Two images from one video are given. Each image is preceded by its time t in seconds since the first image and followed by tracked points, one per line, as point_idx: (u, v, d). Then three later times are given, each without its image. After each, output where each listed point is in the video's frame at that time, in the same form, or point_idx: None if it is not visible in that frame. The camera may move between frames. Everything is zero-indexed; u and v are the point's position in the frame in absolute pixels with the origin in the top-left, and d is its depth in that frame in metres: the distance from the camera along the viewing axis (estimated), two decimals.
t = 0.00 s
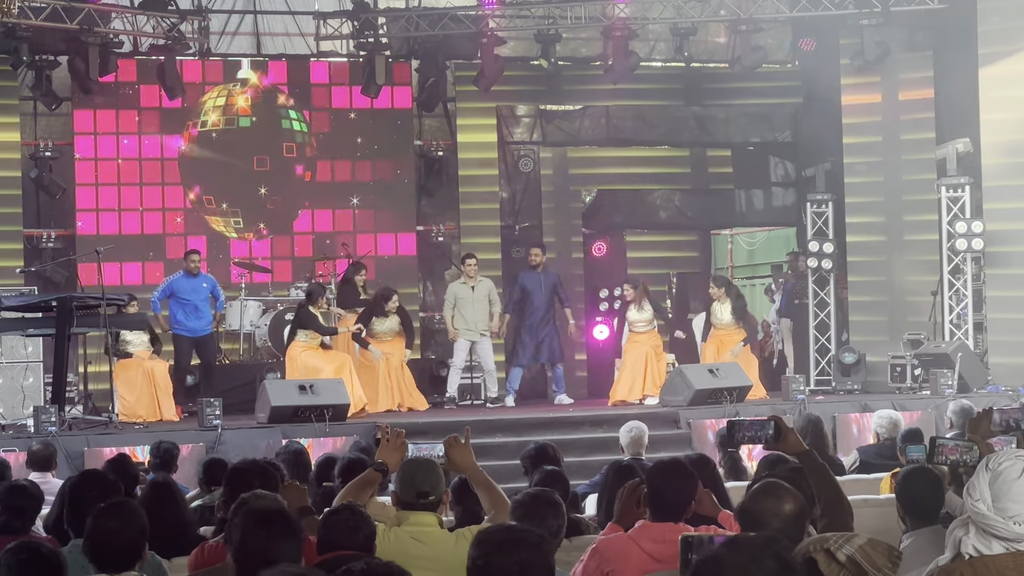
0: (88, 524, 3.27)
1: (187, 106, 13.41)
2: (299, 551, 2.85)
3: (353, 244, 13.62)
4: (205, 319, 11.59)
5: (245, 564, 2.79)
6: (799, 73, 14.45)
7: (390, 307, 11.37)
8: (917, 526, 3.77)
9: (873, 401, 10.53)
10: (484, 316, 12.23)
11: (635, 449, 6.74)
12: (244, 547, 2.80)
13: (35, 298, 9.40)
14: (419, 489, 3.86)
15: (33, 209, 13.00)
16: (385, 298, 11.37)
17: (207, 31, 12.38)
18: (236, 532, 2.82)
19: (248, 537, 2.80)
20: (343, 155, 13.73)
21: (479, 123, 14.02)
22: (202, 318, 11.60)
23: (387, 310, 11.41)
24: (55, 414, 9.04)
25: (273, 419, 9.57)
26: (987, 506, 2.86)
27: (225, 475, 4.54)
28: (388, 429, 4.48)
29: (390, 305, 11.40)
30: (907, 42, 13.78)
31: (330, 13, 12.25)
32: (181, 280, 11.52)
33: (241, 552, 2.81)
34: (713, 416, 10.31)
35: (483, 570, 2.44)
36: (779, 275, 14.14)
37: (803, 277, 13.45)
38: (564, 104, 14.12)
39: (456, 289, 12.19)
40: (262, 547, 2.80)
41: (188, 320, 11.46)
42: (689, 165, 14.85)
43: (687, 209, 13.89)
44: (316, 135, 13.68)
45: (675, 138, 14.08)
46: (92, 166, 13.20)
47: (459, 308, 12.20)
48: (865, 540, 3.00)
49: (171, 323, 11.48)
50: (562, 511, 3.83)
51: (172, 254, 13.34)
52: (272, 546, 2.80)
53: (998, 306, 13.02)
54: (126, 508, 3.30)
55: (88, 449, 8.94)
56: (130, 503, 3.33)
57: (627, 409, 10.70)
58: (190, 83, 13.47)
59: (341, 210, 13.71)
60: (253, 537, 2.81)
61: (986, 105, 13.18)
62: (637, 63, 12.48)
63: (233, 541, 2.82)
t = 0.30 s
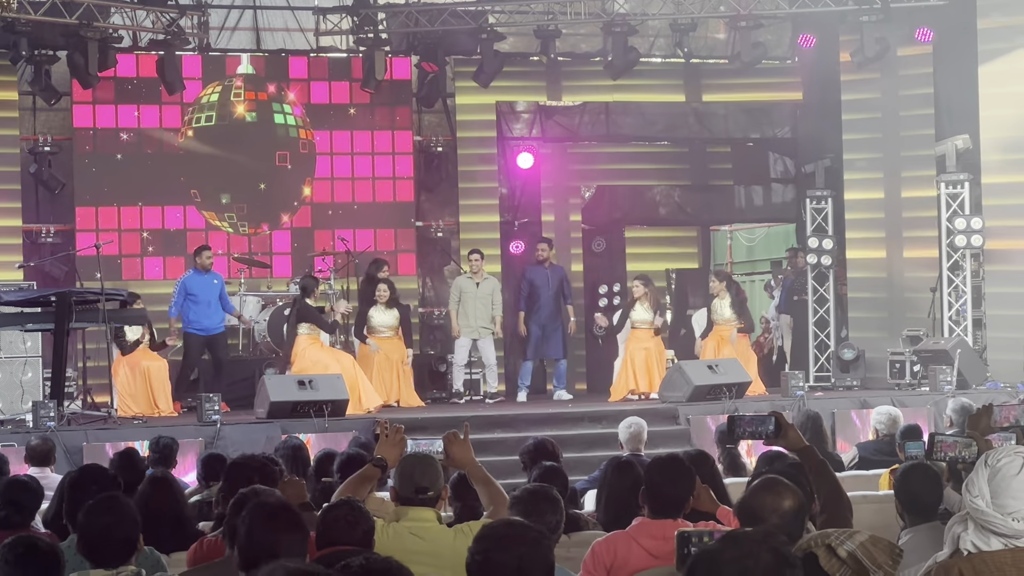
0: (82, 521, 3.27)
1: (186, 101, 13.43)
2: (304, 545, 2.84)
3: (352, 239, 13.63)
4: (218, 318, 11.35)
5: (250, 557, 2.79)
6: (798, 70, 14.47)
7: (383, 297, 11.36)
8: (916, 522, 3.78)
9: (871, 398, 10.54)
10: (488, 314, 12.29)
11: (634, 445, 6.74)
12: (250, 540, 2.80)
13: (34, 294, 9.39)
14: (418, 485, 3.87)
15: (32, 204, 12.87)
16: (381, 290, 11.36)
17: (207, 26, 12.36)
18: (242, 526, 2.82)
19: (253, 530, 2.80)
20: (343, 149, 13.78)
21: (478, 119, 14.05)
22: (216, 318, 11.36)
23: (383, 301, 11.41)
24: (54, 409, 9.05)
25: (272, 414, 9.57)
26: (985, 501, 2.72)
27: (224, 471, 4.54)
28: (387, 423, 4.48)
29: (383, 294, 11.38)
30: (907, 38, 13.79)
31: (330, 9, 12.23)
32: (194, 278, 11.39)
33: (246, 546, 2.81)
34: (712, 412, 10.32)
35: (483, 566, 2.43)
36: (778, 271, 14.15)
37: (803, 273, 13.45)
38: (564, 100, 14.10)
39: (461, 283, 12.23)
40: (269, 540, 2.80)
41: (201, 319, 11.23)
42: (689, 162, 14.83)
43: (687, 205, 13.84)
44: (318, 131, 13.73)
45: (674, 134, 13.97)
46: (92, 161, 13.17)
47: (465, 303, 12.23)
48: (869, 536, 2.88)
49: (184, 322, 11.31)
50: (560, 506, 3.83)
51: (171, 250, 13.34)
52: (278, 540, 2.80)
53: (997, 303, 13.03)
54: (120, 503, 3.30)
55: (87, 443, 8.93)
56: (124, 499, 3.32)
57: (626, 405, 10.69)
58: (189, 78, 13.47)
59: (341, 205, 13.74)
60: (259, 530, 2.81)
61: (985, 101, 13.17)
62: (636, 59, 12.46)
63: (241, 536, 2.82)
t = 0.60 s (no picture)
0: (81, 518, 3.27)
1: (187, 99, 13.37)
2: (307, 543, 2.86)
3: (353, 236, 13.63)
4: (226, 310, 11.41)
5: (254, 554, 2.79)
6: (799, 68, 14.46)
7: (383, 294, 11.50)
8: (917, 519, 3.78)
9: (872, 395, 10.55)
10: (480, 310, 12.22)
11: (635, 442, 6.75)
12: (255, 537, 2.80)
13: (35, 290, 9.39)
14: (419, 481, 3.86)
15: (32, 201, 13.13)
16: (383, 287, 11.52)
17: (208, 23, 12.36)
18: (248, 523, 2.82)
19: (258, 528, 2.81)
20: (345, 147, 13.78)
21: (479, 116, 14.04)
22: (224, 310, 11.42)
23: (383, 297, 11.53)
24: (55, 405, 9.05)
25: (273, 411, 9.56)
26: (986, 499, 2.67)
27: (225, 467, 4.55)
28: (388, 420, 4.47)
29: (383, 291, 11.54)
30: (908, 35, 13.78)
31: (331, 6, 12.23)
32: (201, 271, 11.45)
33: (251, 543, 2.81)
34: (713, 410, 10.32)
35: (484, 561, 2.44)
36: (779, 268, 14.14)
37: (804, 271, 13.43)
38: (565, 97, 14.10)
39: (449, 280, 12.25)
40: (272, 538, 2.80)
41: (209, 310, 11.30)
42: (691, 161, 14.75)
43: (689, 202, 13.80)
44: (320, 128, 13.74)
45: (674, 131, 14.03)
46: (94, 157, 13.15)
47: (455, 300, 12.18)
48: (875, 536, 2.91)
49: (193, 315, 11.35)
50: (561, 503, 3.82)
51: (172, 247, 13.35)
52: (282, 538, 2.81)
53: (998, 300, 13.03)
54: (120, 500, 3.30)
55: (88, 440, 8.94)
56: (124, 495, 3.32)
57: (627, 402, 10.70)
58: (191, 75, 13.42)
59: (341, 202, 13.70)
60: (263, 527, 2.81)
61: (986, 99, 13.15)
62: (638, 56, 12.45)
63: (245, 533, 2.82)
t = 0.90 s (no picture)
0: (85, 515, 3.28)
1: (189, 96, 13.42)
2: (313, 541, 2.86)
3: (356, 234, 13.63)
4: (229, 312, 11.43)
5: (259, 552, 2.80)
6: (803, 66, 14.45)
7: (384, 291, 11.44)
8: (921, 518, 3.81)
9: (875, 394, 10.55)
10: (474, 305, 12.25)
11: (638, 440, 6.75)
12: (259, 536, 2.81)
13: (38, 288, 9.41)
14: (423, 479, 3.88)
15: (36, 198, 13.13)
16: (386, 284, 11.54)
17: (211, 21, 12.35)
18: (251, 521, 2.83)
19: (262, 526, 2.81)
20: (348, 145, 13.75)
21: (483, 114, 14.00)
22: (226, 311, 11.43)
23: (384, 296, 11.48)
24: (59, 403, 9.06)
25: (276, 408, 9.57)
26: (990, 497, 2.66)
27: (230, 467, 4.57)
28: (392, 419, 4.49)
29: (383, 288, 11.46)
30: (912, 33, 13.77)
31: (334, 4, 12.24)
32: (204, 272, 11.45)
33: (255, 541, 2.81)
34: (715, 408, 10.32)
35: (488, 560, 2.44)
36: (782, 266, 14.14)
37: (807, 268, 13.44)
38: (568, 95, 14.09)
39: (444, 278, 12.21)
40: (276, 536, 2.81)
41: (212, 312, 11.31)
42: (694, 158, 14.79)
43: (692, 201, 13.76)
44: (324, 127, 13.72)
45: (678, 130, 13.98)
46: (98, 156, 13.22)
47: (448, 298, 12.23)
48: (884, 537, 2.87)
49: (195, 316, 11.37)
50: (565, 501, 3.83)
51: (175, 245, 13.39)
52: (287, 536, 2.81)
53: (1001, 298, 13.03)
54: (124, 497, 3.31)
55: (91, 438, 8.95)
56: (128, 492, 3.33)
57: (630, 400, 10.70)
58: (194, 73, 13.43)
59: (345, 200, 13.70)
60: (267, 526, 2.82)
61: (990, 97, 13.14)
62: (641, 55, 12.44)
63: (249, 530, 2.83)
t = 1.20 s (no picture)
0: (92, 514, 3.29)
1: (196, 95, 13.44)
2: (320, 540, 2.87)
3: (362, 233, 13.66)
4: (227, 312, 11.42)
5: (269, 550, 2.80)
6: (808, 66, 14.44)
7: (388, 290, 11.56)
8: (925, 518, 3.83)
9: (880, 394, 10.55)
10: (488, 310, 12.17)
11: (643, 440, 6.75)
12: (268, 533, 2.81)
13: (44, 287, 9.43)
14: (428, 479, 3.88)
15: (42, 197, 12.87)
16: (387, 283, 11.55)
17: (217, 20, 12.35)
18: (260, 519, 2.83)
19: (271, 525, 2.81)
20: (354, 143, 13.83)
21: (488, 114, 14.02)
22: (224, 311, 11.42)
23: (389, 295, 11.59)
24: (64, 402, 9.07)
25: (282, 407, 9.59)
26: (997, 497, 2.67)
27: (234, 465, 4.57)
28: (398, 417, 4.48)
29: (388, 288, 11.58)
30: (918, 33, 13.75)
31: (340, 3, 12.24)
32: (205, 273, 11.48)
33: (263, 539, 2.82)
34: (720, 408, 10.31)
35: (495, 559, 2.44)
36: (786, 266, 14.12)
37: (813, 268, 13.43)
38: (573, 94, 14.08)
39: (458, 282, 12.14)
40: (286, 535, 2.81)
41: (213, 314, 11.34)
42: (699, 157, 14.80)
43: (697, 200, 13.76)
44: (328, 124, 13.81)
45: (683, 129, 13.93)
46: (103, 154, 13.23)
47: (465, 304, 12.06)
48: (895, 538, 2.88)
49: (195, 317, 11.38)
50: (570, 501, 3.84)
51: (181, 245, 13.38)
52: (297, 535, 2.82)
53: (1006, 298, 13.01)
54: (131, 496, 3.32)
55: (96, 437, 8.97)
56: (135, 492, 3.34)
57: (635, 400, 10.70)
58: (200, 72, 13.45)
59: (351, 198, 13.75)
60: (275, 525, 2.82)
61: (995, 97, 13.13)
62: (646, 54, 12.43)
63: (257, 529, 2.83)
